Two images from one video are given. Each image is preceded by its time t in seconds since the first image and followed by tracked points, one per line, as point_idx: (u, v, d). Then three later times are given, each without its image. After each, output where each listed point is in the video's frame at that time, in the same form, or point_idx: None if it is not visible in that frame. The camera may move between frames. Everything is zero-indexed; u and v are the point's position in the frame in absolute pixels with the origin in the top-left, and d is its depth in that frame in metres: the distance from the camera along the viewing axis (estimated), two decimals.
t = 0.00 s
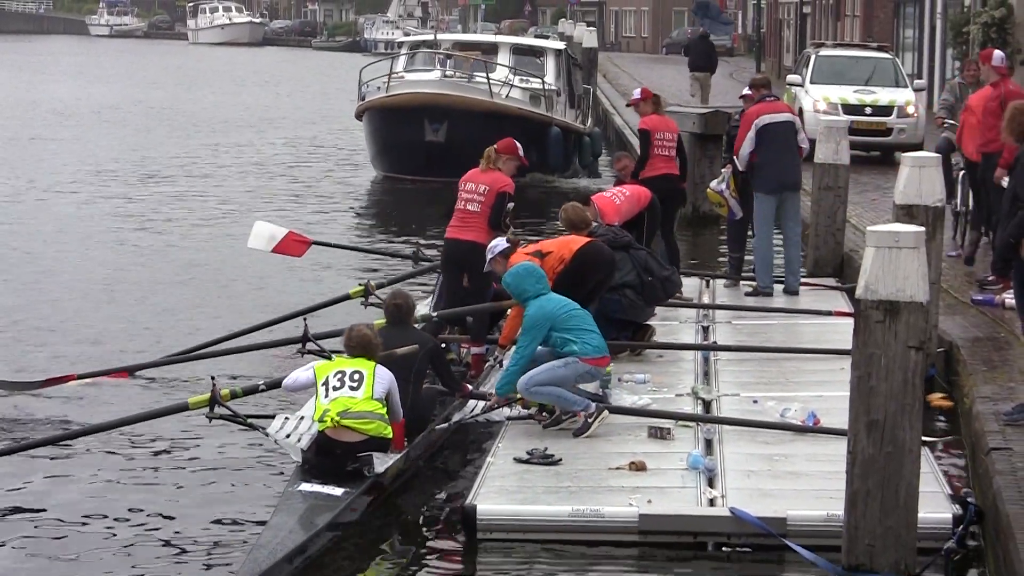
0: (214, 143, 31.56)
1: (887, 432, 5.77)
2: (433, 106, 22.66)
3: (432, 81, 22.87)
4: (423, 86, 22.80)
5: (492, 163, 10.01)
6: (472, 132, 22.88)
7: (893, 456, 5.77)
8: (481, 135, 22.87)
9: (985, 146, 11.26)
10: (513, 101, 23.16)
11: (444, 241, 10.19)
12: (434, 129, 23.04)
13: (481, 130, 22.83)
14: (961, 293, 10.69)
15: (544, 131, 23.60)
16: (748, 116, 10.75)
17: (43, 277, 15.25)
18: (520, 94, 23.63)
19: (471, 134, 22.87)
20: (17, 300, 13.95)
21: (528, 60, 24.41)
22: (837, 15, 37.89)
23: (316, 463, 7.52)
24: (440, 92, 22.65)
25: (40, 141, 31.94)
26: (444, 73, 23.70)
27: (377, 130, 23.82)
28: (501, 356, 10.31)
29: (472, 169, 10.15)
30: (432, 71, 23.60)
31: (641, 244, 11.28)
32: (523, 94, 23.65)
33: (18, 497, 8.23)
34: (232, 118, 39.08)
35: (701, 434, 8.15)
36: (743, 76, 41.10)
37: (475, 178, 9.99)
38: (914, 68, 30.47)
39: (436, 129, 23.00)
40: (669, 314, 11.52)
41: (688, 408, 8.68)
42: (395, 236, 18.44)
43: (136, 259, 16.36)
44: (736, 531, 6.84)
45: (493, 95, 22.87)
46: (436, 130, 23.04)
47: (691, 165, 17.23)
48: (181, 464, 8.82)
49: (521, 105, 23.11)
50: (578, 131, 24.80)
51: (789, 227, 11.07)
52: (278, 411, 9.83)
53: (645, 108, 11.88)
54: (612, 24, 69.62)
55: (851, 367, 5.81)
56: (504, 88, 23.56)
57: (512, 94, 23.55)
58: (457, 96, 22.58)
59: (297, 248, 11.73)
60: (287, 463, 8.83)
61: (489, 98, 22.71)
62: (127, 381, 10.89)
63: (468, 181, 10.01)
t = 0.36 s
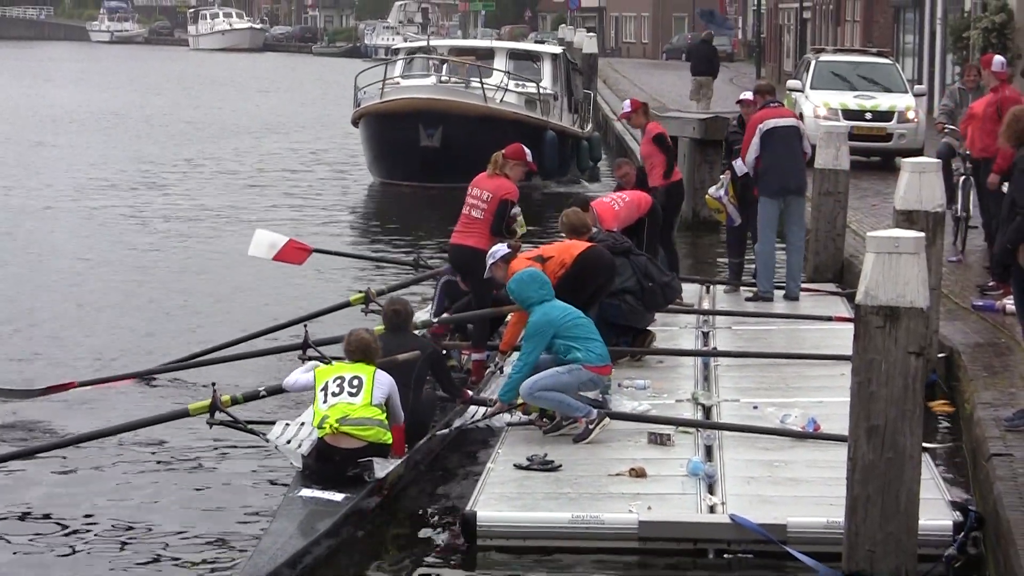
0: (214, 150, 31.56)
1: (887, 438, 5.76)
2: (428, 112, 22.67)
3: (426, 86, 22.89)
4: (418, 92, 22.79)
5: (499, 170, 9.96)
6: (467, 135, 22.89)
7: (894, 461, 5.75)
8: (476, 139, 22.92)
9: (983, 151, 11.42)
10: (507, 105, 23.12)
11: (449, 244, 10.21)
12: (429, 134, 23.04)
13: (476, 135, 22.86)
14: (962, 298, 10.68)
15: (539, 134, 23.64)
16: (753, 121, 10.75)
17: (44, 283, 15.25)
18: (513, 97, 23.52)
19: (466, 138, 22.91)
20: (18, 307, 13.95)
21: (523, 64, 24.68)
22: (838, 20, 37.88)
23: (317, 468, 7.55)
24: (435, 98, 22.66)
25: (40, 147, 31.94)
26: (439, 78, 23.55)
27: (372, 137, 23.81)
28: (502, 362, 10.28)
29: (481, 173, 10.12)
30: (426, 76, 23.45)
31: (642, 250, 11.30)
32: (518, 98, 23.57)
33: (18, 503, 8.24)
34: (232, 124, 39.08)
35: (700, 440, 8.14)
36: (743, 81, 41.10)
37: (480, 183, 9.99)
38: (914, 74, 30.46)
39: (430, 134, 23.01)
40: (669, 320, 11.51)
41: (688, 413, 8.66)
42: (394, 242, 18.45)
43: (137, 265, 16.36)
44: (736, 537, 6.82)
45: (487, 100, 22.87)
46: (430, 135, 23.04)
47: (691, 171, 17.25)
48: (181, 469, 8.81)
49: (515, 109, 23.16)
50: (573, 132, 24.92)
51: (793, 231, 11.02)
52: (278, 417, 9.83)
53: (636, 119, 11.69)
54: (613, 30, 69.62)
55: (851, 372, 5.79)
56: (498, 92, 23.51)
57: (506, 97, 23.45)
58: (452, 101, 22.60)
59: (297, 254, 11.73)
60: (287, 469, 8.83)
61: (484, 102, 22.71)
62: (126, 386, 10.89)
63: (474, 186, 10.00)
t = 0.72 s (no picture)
0: (213, 159, 31.59)
1: (887, 443, 5.77)
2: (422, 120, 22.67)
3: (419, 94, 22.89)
4: (410, 100, 22.83)
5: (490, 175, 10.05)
6: (460, 142, 22.91)
7: (894, 466, 5.76)
8: (470, 146, 22.92)
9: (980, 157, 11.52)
10: (500, 112, 23.13)
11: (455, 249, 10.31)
12: (422, 143, 23.04)
13: (470, 142, 22.89)
14: (962, 303, 10.69)
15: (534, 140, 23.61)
16: (755, 128, 10.74)
17: (45, 293, 15.26)
18: (507, 104, 23.59)
19: (460, 146, 22.92)
20: (19, 317, 13.96)
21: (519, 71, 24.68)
22: (836, 26, 37.93)
23: (319, 475, 7.54)
24: (429, 106, 22.67)
25: (39, 157, 31.95)
26: (433, 86, 23.77)
27: (366, 145, 23.81)
28: (502, 370, 10.27)
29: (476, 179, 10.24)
30: (421, 85, 23.66)
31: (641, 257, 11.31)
32: (512, 105, 23.63)
33: (21, 513, 8.23)
34: (231, 133, 39.11)
35: (701, 447, 8.14)
36: (743, 87, 41.11)
37: (479, 187, 10.07)
38: (913, 79, 30.50)
39: (424, 142, 23.01)
40: (669, 326, 11.52)
41: (689, 420, 8.68)
42: (393, 249, 18.47)
43: (137, 275, 16.37)
44: (737, 544, 6.82)
45: (480, 107, 22.90)
46: (423, 144, 23.04)
47: (690, 178, 17.27)
48: (184, 478, 8.82)
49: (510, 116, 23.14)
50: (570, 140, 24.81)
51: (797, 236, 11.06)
52: (280, 425, 9.83)
53: (638, 124, 11.72)
54: (611, 37, 69.70)
55: (851, 378, 5.80)
56: (492, 100, 23.57)
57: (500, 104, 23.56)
58: (444, 108, 22.61)
59: (297, 263, 11.74)
60: (291, 477, 8.83)
61: (477, 109, 22.73)
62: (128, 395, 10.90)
63: (474, 189, 10.10)
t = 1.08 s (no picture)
0: (214, 158, 31.57)
1: (888, 444, 5.75)
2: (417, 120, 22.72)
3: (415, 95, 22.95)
4: (406, 100, 22.86)
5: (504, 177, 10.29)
6: (456, 140, 22.99)
7: (894, 467, 5.75)
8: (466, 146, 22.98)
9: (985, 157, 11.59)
10: (497, 112, 23.10)
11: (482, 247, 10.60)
12: (418, 143, 23.09)
13: (465, 140, 22.97)
14: (962, 304, 10.69)
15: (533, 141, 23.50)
16: (755, 127, 10.79)
17: (45, 293, 15.24)
18: (503, 104, 23.59)
19: (456, 144, 23.03)
20: (19, 316, 13.94)
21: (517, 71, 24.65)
22: (837, 26, 37.93)
23: (320, 476, 7.53)
24: (424, 106, 22.70)
25: (40, 157, 31.94)
26: (430, 86, 23.80)
27: (363, 146, 23.88)
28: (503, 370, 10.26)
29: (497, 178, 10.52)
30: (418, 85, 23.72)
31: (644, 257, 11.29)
32: (509, 105, 23.61)
33: (22, 512, 8.22)
34: (232, 133, 39.09)
35: (702, 447, 8.13)
36: (744, 87, 41.11)
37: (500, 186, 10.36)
38: (914, 79, 30.49)
39: (421, 143, 23.05)
40: (670, 326, 11.50)
41: (689, 421, 8.67)
42: (394, 249, 18.46)
43: (138, 274, 16.36)
44: (737, 544, 6.82)
45: (476, 107, 22.91)
46: (420, 144, 23.09)
47: (692, 178, 17.27)
48: (186, 478, 8.81)
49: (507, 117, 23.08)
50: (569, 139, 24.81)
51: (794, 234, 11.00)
52: (282, 425, 9.83)
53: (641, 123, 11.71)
54: (612, 38, 69.70)
55: (851, 378, 5.78)
56: (488, 100, 23.56)
57: (496, 103, 23.56)
58: (438, 108, 22.66)
59: (298, 262, 11.73)
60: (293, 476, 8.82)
61: (473, 109, 22.77)
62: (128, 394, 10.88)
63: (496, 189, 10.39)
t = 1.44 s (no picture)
0: (210, 156, 31.55)
1: (885, 440, 5.76)
2: (409, 117, 22.78)
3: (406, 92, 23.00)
4: (398, 98, 22.92)
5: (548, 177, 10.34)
6: (448, 137, 23.09)
7: (891, 463, 5.75)
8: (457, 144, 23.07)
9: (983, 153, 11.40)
10: (488, 108, 23.21)
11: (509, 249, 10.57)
12: (410, 141, 23.15)
13: (456, 135, 23.09)
14: (960, 300, 10.70)
15: (523, 137, 23.75)
16: (751, 126, 10.68)
17: (43, 290, 15.23)
18: (497, 100, 23.49)
19: (448, 141, 23.12)
20: (15, 314, 13.94)
21: (511, 68, 24.58)
22: (834, 22, 37.93)
23: (320, 473, 7.51)
24: (416, 103, 22.76)
25: (37, 155, 31.92)
26: (423, 83, 23.74)
27: (355, 144, 23.87)
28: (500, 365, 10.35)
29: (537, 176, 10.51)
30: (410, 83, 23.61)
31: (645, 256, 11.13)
32: (503, 101, 23.59)
33: (22, 509, 8.23)
34: (229, 130, 39.06)
35: (699, 444, 8.14)
36: (741, 84, 41.12)
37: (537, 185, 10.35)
38: (911, 76, 30.49)
39: (412, 140, 23.12)
40: (667, 323, 11.51)
41: (687, 417, 8.68)
42: (391, 246, 18.46)
43: (135, 271, 16.35)
44: (735, 540, 6.82)
45: (468, 104, 22.97)
46: (412, 142, 23.15)
47: (689, 175, 17.30)
48: (185, 475, 8.80)
49: (498, 112, 23.27)
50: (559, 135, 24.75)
51: (789, 229, 11.05)
52: (281, 421, 9.83)
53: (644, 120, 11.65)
54: (610, 34, 69.68)
55: (848, 374, 5.79)
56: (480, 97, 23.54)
57: (488, 99, 23.44)
58: (429, 105, 22.71)
59: (295, 259, 11.72)
60: (293, 473, 8.82)
61: (464, 107, 22.84)
62: (125, 391, 10.87)
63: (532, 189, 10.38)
